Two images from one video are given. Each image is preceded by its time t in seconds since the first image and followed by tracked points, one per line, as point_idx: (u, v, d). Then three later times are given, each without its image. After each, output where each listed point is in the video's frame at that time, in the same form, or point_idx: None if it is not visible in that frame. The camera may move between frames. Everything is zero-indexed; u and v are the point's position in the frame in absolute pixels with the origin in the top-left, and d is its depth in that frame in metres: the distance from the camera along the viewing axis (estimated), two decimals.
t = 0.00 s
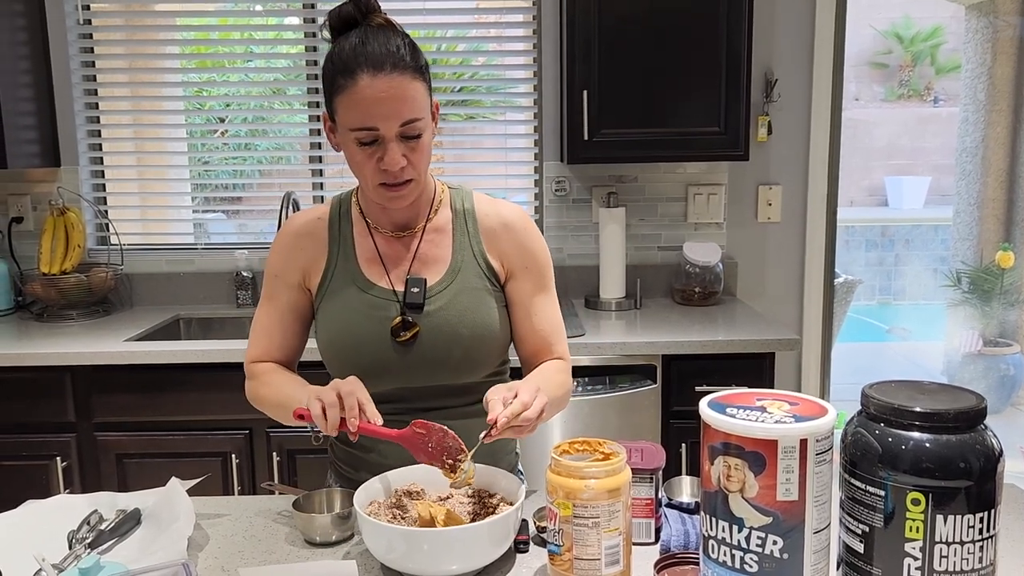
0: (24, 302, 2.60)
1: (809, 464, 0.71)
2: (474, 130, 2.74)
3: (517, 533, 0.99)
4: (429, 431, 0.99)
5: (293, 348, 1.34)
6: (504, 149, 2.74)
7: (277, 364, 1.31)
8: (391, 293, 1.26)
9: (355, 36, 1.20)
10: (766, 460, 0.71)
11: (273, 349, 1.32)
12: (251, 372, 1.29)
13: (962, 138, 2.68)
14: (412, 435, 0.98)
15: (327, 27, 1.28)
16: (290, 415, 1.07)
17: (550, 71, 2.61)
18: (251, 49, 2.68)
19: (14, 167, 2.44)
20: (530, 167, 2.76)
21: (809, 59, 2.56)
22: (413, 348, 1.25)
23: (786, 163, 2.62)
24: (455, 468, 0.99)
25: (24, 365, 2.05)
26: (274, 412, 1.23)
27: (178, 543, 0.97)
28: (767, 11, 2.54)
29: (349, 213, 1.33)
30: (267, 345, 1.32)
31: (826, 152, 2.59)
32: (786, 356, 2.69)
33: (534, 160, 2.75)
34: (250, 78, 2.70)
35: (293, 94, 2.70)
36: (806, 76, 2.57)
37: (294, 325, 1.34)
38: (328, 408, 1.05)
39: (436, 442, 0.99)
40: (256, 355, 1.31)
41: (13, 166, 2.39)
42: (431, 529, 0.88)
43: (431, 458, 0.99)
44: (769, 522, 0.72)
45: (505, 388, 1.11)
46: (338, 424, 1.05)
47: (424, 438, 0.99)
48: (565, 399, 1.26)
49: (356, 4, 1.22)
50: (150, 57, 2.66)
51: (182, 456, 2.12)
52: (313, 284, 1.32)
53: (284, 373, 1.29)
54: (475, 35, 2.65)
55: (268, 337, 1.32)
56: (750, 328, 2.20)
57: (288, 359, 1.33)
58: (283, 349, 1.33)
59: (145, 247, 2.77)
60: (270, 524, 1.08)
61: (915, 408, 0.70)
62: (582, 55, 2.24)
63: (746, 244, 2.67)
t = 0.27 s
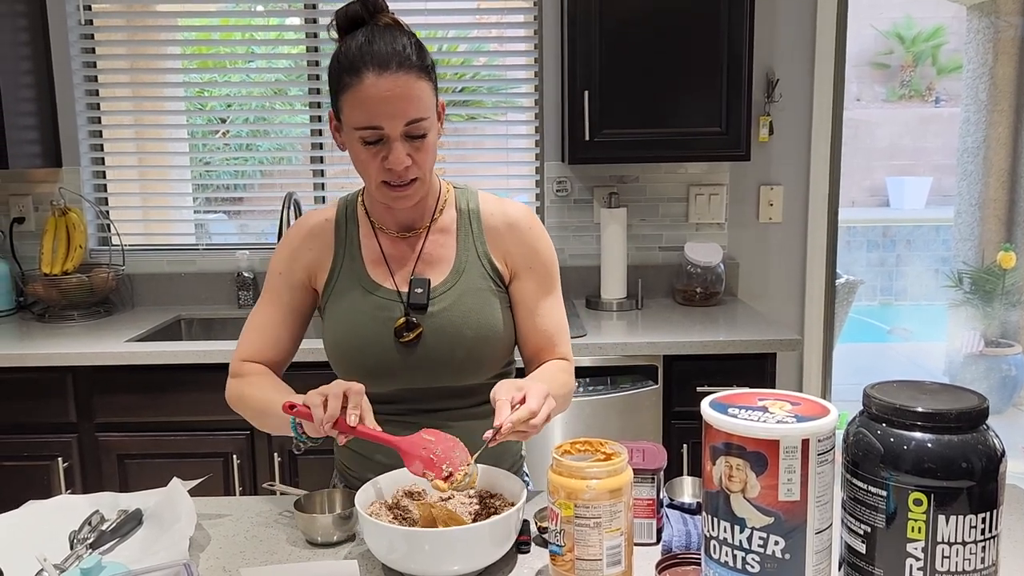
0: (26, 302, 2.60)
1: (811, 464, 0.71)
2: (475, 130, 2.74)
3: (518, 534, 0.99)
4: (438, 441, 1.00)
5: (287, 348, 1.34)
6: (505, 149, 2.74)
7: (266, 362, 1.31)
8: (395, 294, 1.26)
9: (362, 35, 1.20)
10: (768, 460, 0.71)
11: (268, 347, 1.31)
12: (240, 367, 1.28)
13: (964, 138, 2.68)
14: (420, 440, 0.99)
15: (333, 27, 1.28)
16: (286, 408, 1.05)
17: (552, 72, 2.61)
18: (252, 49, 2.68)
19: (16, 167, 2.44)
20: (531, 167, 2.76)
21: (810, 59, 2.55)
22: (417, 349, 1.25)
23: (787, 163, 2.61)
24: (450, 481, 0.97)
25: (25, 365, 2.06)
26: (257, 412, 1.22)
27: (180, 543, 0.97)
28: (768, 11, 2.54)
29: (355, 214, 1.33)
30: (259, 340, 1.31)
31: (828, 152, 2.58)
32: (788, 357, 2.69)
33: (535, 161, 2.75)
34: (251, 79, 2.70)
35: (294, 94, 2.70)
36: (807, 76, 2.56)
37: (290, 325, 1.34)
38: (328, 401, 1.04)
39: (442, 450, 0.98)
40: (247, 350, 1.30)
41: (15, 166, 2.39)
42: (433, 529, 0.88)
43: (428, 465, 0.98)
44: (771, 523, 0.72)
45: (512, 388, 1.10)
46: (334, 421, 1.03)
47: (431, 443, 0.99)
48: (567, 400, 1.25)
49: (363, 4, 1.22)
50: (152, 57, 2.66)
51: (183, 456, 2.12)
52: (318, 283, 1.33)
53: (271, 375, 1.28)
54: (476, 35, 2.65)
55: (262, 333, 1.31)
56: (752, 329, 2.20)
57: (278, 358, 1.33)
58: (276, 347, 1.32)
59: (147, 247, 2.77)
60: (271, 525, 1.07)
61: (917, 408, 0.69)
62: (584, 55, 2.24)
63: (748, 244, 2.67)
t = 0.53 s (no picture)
0: (28, 302, 2.60)
1: (813, 464, 0.71)
2: (476, 130, 2.73)
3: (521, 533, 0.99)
4: (434, 433, 1.01)
5: (288, 350, 1.34)
6: (506, 149, 2.74)
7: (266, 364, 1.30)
8: (398, 293, 1.26)
9: (369, 33, 1.20)
10: (771, 460, 0.71)
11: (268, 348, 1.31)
12: (238, 368, 1.28)
13: (966, 138, 2.68)
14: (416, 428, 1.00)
15: (340, 26, 1.29)
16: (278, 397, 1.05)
17: (553, 71, 2.60)
18: (253, 48, 2.68)
19: (16, 166, 2.44)
20: (532, 167, 2.75)
21: (812, 58, 2.55)
22: (420, 347, 1.25)
23: (788, 163, 2.61)
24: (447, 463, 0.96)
25: (26, 365, 2.06)
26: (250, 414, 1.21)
27: (181, 543, 0.97)
28: (770, 11, 2.54)
29: (358, 213, 1.33)
30: (260, 341, 1.31)
31: (829, 152, 2.58)
32: (789, 357, 2.69)
33: (537, 160, 2.75)
34: (252, 78, 2.70)
35: (295, 94, 2.70)
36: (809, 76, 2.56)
37: (292, 327, 1.34)
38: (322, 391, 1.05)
39: (437, 439, 0.99)
40: (246, 351, 1.30)
41: (16, 165, 2.39)
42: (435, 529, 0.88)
43: (421, 449, 0.97)
44: (773, 523, 0.72)
45: (536, 407, 1.10)
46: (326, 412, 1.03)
47: (427, 433, 1.00)
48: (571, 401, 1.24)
49: (371, 3, 1.23)
50: (153, 57, 2.66)
51: (184, 456, 2.12)
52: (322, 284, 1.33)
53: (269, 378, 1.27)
54: (477, 34, 2.65)
55: (264, 334, 1.31)
56: (753, 328, 2.21)
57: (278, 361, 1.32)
58: (277, 348, 1.32)
59: (148, 246, 2.78)
60: (273, 525, 1.07)
61: (920, 408, 0.69)
62: (585, 54, 2.24)
63: (749, 244, 2.66)
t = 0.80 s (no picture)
0: (29, 301, 2.60)
1: (816, 464, 0.71)
2: (477, 129, 2.73)
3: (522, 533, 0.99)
4: (411, 429, 1.01)
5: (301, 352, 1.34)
6: (508, 148, 2.73)
7: (281, 366, 1.31)
8: (400, 290, 1.26)
9: (376, 31, 1.21)
10: (773, 461, 0.70)
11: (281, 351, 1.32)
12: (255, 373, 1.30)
13: (968, 138, 2.68)
14: (393, 430, 1.00)
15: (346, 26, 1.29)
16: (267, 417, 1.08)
17: (554, 71, 2.60)
18: (254, 48, 2.68)
19: (18, 165, 2.44)
20: (534, 166, 2.75)
21: (814, 58, 2.55)
22: (422, 343, 1.25)
23: (790, 163, 2.61)
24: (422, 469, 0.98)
25: (27, 364, 2.06)
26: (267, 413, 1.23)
27: (182, 542, 0.97)
28: (771, 10, 2.54)
29: (360, 211, 1.33)
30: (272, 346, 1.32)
31: (830, 152, 2.58)
32: (791, 357, 2.69)
33: (538, 160, 2.74)
34: (254, 77, 2.70)
35: (297, 93, 2.70)
36: (810, 76, 2.56)
37: (303, 328, 1.34)
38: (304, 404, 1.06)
39: (414, 438, 1.00)
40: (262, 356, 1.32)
41: (17, 165, 2.39)
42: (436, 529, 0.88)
43: (400, 455, 0.99)
44: (776, 523, 0.72)
45: (542, 404, 1.10)
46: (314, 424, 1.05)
47: (403, 432, 1.00)
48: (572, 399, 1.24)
49: (377, 2, 1.23)
50: (154, 56, 2.67)
51: (185, 455, 2.12)
52: (323, 283, 1.32)
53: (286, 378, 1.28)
54: (478, 34, 2.65)
55: (274, 338, 1.32)
56: (755, 328, 2.20)
57: (294, 363, 1.33)
58: (290, 351, 1.32)
59: (149, 246, 2.78)
60: (273, 524, 1.07)
61: (923, 408, 0.69)
62: (586, 54, 2.24)
63: (750, 244, 2.66)
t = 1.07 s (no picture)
0: (30, 301, 2.60)
1: (818, 464, 0.70)
2: (479, 129, 2.73)
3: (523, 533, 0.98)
4: (433, 413, 1.02)
5: (306, 347, 1.35)
6: (509, 148, 2.73)
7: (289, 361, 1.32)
8: (402, 287, 1.26)
9: (381, 30, 1.21)
10: (775, 460, 0.70)
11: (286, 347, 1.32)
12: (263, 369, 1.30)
13: (969, 138, 2.66)
14: (414, 415, 1.01)
15: (350, 26, 1.29)
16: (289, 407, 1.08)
17: (555, 72, 2.60)
18: (256, 48, 2.68)
19: (19, 165, 2.44)
20: (535, 166, 2.75)
21: (815, 58, 2.55)
22: (424, 341, 1.25)
23: (791, 163, 2.61)
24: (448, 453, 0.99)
25: (28, 363, 2.05)
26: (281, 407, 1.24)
27: (183, 542, 0.97)
28: (773, 11, 2.54)
29: (362, 209, 1.32)
30: (278, 341, 1.32)
31: (832, 152, 2.58)
32: (792, 357, 2.69)
33: (539, 160, 2.74)
34: (255, 77, 2.70)
35: (298, 93, 2.70)
36: (812, 77, 2.56)
37: (308, 322, 1.34)
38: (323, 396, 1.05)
39: (437, 421, 1.01)
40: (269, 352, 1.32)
41: (18, 165, 2.39)
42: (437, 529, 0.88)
43: (426, 439, 1.00)
44: (778, 523, 0.72)
45: (540, 397, 1.10)
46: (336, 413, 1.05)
47: (425, 417, 1.01)
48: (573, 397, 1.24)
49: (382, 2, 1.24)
50: (156, 56, 2.67)
51: (186, 455, 2.12)
52: (324, 281, 1.32)
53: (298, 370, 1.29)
54: (480, 34, 2.65)
55: (279, 334, 1.32)
56: (756, 328, 2.20)
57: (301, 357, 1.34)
58: (296, 346, 1.33)
59: (150, 246, 2.78)
60: (274, 524, 1.07)
61: (926, 408, 0.69)
62: (588, 53, 2.24)
63: (751, 244, 2.66)
